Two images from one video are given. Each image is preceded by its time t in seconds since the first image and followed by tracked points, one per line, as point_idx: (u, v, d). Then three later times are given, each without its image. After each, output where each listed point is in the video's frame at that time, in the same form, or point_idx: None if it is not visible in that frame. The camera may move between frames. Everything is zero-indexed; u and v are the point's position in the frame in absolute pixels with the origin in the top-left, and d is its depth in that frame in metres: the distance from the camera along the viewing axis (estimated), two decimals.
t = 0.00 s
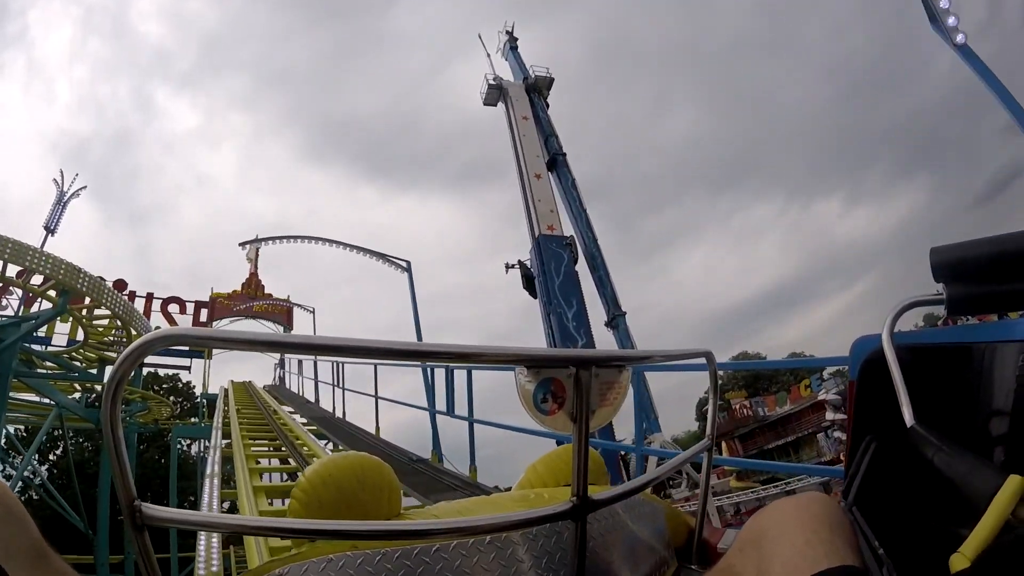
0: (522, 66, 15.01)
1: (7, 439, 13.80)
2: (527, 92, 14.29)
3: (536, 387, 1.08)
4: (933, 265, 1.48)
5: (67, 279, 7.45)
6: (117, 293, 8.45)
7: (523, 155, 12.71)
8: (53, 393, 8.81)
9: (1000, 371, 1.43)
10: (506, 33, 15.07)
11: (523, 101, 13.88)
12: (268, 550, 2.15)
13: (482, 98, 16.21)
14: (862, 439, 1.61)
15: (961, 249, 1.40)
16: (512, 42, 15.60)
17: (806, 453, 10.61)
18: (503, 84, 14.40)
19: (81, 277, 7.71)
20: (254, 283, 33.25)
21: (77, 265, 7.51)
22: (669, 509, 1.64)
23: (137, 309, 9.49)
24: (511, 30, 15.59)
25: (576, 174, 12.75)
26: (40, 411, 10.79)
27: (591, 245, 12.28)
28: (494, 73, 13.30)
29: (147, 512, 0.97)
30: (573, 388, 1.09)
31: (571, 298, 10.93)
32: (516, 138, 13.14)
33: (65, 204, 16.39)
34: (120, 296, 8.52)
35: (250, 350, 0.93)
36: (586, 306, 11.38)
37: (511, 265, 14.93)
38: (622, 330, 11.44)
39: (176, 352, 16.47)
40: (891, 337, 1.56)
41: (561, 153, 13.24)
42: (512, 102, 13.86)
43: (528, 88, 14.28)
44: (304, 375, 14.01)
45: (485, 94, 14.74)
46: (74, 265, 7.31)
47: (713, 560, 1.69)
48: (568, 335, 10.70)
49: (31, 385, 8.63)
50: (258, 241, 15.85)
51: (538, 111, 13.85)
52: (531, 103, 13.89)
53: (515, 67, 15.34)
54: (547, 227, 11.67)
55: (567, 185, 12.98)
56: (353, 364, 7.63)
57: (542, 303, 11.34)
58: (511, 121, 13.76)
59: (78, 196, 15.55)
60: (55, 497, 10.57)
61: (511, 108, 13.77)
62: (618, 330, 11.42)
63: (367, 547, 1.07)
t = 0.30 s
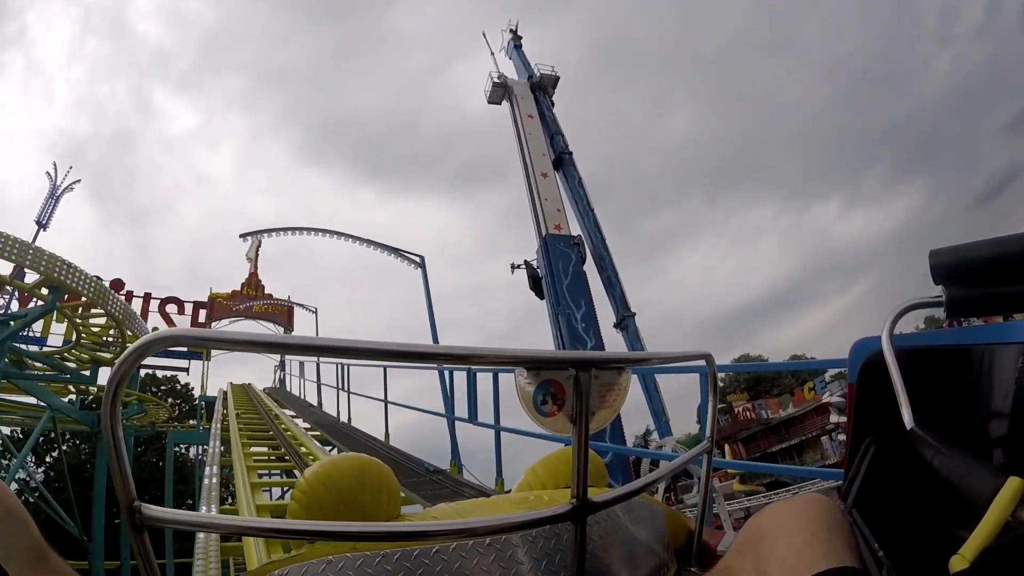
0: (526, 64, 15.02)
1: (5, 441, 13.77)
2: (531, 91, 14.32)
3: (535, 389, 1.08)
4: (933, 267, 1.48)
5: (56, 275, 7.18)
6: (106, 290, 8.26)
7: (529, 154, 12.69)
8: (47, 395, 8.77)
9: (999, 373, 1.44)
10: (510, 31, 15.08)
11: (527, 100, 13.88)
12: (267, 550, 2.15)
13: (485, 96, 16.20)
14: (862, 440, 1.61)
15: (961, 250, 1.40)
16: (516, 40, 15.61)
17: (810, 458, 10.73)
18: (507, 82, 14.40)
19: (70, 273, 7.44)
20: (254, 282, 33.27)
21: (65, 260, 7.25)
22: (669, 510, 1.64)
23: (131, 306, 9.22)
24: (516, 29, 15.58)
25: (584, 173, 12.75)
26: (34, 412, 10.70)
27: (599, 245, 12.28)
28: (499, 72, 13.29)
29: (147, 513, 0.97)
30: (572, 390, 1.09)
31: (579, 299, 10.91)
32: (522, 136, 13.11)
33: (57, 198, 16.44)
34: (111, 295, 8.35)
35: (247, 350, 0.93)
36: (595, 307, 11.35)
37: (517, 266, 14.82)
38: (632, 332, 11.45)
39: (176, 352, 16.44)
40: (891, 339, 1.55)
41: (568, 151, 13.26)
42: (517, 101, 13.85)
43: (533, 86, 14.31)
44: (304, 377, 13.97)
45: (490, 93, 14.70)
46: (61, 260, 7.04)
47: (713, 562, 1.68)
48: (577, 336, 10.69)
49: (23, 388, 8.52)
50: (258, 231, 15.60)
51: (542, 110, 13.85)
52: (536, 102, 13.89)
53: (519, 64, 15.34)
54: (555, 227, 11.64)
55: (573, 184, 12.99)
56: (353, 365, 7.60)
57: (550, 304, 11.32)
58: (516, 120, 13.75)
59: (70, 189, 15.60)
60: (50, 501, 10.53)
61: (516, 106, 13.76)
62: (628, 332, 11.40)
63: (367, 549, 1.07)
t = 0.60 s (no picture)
0: (530, 60, 15.01)
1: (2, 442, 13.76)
2: (536, 86, 14.36)
3: (535, 388, 1.08)
4: (933, 266, 1.48)
5: (43, 268, 6.99)
6: (97, 285, 8.11)
7: (535, 151, 12.66)
8: (39, 397, 8.73)
9: (998, 373, 1.43)
10: (514, 27, 15.07)
11: (532, 96, 13.87)
12: (266, 550, 2.14)
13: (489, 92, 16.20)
14: (861, 439, 1.60)
15: (962, 249, 1.40)
16: (520, 36, 15.60)
17: (813, 457, 10.79)
18: (512, 78, 14.40)
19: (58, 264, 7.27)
20: (253, 281, 33.25)
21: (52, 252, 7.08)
22: (668, 510, 1.64)
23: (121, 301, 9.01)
24: (519, 24, 15.57)
25: (590, 170, 12.75)
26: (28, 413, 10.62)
27: (607, 242, 12.28)
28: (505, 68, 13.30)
29: (146, 513, 0.97)
30: (571, 389, 1.09)
31: (588, 297, 10.88)
32: (527, 132, 13.10)
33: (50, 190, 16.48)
34: (102, 290, 8.20)
35: (245, 351, 0.93)
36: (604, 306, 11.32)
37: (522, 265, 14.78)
38: (641, 331, 11.44)
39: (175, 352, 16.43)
40: (890, 338, 1.55)
41: (574, 147, 13.27)
42: (521, 97, 13.84)
43: (538, 82, 14.33)
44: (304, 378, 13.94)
45: (494, 88, 14.70)
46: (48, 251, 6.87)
47: (713, 562, 1.68)
48: (586, 335, 10.66)
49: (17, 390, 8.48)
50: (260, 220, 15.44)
51: (548, 106, 13.84)
52: (541, 98, 13.89)
53: (523, 60, 15.33)
54: (562, 224, 11.62)
55: (580, 180, 12.99)
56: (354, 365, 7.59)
57: (558, 303, 11.29)
58: (521, 116, 13.73)
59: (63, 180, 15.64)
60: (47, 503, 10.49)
61: (521, 102, 13.75)
62: (638, 331, 11.40)
63: (366, 549, 1.07)
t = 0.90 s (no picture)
0: (535, 55, 15.04)
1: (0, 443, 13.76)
2: (542, 82, 14.44)
3: (535, 388, 1.08)
4: (933, 267, 1.48)
5: (29, 261, 6.92)
6: (89, 283, 8.02)
7: (542, 147, 12.64)
8: (31, 399, 8.70)
9: (999, 374, 1.43)
10: (518, 23, 15.08)
11: (538, 92, 13.90)
12: (266, 550, 2.15)
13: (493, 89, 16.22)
14: (861, 440, 1.60)
15: (962, 249, 1.40)
16: (525, 32, 15.60)
17: (818, 457, 10.78)
18: (517, 74, 14.43)
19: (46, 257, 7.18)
20: (254, 280, 33.28)
21: (41, 244, 7.02)
22: (668, 510, 1.64)
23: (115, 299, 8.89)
24: (524, 21, 15.57)
25: (597, 166, 12.76)
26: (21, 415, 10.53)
27: (616, 240, 12.26)
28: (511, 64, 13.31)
29: (146, 512, 0.97)
30: (571, 388, 1.09)
31: (598, 296, 10.82)
32: (534, 128, 13.09)
33: (42, 182, 16.50)
34: (95, 288, 8.11)
35: (245, 350, 0.93)
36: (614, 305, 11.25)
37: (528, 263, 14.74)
38: (652, 330, 11.40)
39: (174, 352, 16.42)
40: (890, 339, 1.56)
41: (582, 143, 13.30)
42: (527, 93, 13.86)
43: (543, 78, 14.40)
44: (306, 379, 13.91)
45: (500, 84, 14.70)
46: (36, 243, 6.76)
47: (713, 563, 1.68)
48: (596, 335, 10.55)
49: (11, 394, 8.42)
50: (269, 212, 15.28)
51: (553, 101, 13.86)
52: (546, 94, 13.90)
53: (528, 57, 15.36)
54: (570, 221, 11.59)
55: (587, 177, 13.00)
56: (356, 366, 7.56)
57: (567, 301, 11.23)
58: (527, 111, 13.73)
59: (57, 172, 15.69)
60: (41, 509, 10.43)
61: (527, 98, 13.75)
62: (649, 330, 11.37)
63: (366, 548, 1.07)
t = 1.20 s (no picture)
0: (540, 49, 15.05)
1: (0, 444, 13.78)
2: (548, 76, 14.46)
3: (536, 388, 1.08)
4: (934, 265, 1.48)
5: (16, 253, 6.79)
6: (80, 276, 7.89)
7: (550, 142, 12.63)
8: (24, 401, 8.67)
9: (1000, 372, 1.43)
10: (523, 17, 15.09)
11: (544, 87, 13.90)
12: (267, 550, 2.15)
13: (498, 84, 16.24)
14: (863, 439, 1.60)
15: (962, 248, 1.40)
16: (530, 27, 15.60)
17: (823, 456, 10.71)
18: (523, 68, 14.44)
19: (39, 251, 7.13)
20: (256, 279, 33.29)
21: (28, 236, 6.91)
22: (669, 509, 1.64)
23: (109, 297, 8.83)
24: (529, 15, 15.58)
25: (605, 161, 12.76)
26: (17, 417, 10.45)
27: (625, 235, 12.25)
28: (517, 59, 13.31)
29: (147, 513, 0.98)
30: (572, 388, 1.09)
31: (609, 294, 10.80)
32: (541, 123, 13.08)
33: (35, 174, 16.39)
34: (86, 280, 7.98)
35: (246, 350, 0.93)
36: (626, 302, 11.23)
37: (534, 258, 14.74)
38: (665, 327, 11.40)
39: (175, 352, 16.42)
40: (891, 338, 1.56)
41: (590, 138, 13.30)
42: (533, 88, 13.85)
43: (549, 72, 14.42)
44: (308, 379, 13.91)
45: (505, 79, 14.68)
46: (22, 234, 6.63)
47: (715, 562, 1.68)
48: (609, 333, 10.54)
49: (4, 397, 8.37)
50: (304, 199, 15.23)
51: (560, 96, 13.86)
52: (553, 88, 13.91)
53: (533, 50, 15.34)
54: (580, 216, 11.57)
55: (595, 171, 12.99)
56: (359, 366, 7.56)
57: (577, 298, 11.20)
58: (534, 106, 13.73)
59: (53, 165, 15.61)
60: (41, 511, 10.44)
61: (534, 93, 13.75)
62: (661, 327, 11.37)
63: (368, 548, 1.07)
